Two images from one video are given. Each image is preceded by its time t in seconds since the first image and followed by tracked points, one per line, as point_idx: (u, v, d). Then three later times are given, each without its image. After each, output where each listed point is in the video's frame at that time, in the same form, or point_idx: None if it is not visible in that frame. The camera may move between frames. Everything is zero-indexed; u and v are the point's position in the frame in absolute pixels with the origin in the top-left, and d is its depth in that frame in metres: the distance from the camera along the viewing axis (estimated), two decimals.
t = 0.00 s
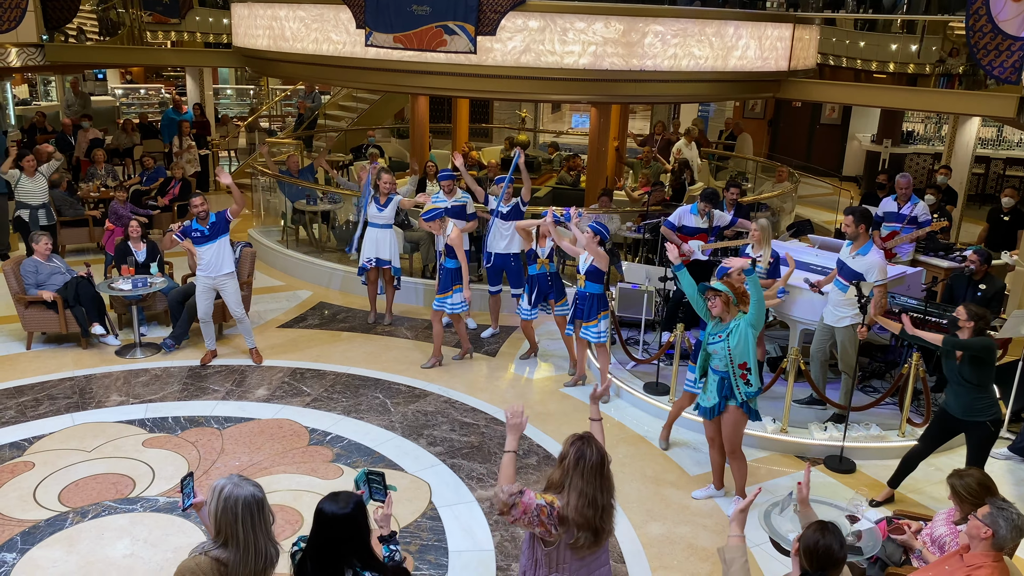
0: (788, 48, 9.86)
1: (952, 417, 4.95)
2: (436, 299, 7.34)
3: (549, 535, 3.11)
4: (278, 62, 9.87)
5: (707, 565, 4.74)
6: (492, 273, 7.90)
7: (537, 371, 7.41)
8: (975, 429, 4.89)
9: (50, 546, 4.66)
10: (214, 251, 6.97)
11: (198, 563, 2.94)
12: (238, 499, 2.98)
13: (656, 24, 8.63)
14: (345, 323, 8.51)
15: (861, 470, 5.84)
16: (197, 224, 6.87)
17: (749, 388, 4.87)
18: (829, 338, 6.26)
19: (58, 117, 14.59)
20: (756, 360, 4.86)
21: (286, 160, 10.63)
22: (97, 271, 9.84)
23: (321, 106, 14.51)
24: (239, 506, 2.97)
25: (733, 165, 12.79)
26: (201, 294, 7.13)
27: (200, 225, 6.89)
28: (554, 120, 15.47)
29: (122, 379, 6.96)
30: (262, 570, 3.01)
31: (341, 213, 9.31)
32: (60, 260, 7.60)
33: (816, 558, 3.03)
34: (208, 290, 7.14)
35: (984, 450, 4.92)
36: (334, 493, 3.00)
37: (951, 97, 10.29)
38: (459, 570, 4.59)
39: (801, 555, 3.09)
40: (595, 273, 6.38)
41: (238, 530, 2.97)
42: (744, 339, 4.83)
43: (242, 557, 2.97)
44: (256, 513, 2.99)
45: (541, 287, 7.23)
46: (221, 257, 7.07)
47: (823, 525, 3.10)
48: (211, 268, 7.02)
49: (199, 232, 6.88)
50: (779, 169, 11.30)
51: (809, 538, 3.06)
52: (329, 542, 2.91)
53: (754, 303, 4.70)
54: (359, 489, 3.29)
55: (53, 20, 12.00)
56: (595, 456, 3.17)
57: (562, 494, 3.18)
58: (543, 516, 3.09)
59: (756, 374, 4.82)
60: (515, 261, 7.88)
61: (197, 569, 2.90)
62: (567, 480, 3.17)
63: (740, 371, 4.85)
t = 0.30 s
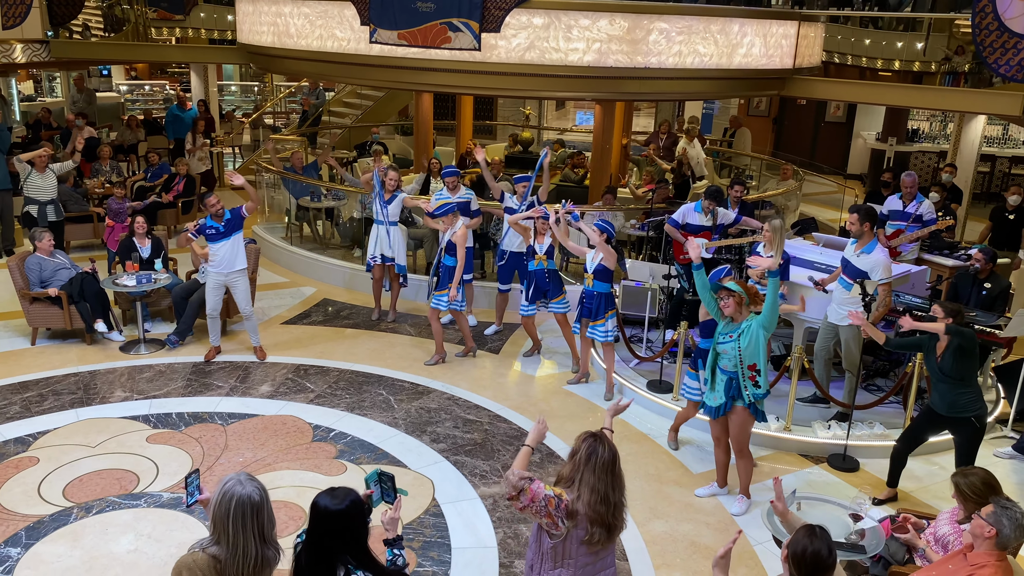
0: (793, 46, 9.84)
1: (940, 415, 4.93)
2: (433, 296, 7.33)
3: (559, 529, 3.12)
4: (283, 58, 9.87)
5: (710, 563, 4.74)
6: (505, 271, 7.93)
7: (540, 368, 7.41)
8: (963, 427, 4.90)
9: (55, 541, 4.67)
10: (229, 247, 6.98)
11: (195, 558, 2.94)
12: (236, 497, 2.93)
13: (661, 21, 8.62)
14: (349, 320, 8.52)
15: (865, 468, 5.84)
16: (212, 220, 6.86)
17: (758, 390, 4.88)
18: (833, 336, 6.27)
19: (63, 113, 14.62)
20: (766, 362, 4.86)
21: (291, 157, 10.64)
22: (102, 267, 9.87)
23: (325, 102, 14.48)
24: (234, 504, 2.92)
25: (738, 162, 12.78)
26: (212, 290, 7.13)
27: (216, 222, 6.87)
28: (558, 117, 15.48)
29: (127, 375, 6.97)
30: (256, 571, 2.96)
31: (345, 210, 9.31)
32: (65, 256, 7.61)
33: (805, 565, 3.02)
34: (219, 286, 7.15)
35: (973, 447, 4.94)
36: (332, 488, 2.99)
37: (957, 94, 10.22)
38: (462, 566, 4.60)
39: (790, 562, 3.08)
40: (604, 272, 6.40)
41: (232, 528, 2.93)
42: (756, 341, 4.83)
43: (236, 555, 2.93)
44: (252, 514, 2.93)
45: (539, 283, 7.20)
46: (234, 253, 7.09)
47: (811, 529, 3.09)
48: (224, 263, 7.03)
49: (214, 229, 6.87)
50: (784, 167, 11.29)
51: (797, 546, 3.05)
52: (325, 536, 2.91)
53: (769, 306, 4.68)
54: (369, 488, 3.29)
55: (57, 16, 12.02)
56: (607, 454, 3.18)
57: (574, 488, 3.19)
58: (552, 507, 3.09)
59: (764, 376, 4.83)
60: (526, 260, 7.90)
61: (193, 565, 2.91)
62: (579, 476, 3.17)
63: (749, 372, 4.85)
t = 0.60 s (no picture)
0: (800, 43, 9.80)
1: (960, 413, 4.88)
2: (436, 292, 7.28)
3: (568, 530, 3.13)
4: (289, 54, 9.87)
5: (714, 561, 4.74)
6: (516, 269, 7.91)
7: (545, 365, 7.41)
8: (978, 426, 4.88)
9: (61, 535, 4.69)
10: (251, 241, 7.00)
11: (200, 549, 2.95)
12: (243, 490, 2.94)
13: (667, 18, 8.60)
14: (354, 316, 8.53)
15: (870, 466, 5.83)
16: (238, 213, 6.87)
17: (769, 391, 4.89)
18: (838, 334, 6.25)
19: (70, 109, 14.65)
20: (778, 364, 4.87)
21: (296, 153, 10.64)
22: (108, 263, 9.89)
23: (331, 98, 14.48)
24: (240, 497, 2.93)
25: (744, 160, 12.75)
26: (228, 284, 7.14)
27: (241, 215, 6.89)
28: (564, 114, 15.46)
29: (132, 370, 7.00)
30: (259, 565, 2.96)
31: (351, 206, 9.32)
32: (72, 251, 7.62)
33: (806, 566, 3.03)
34: (235, 280, 7.15)
35: (987, 444, 4.94)
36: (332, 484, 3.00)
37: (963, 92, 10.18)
38: (466, 562, 4.61)
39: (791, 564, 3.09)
40: (616, 272, 6.39)
41: (236, 521, 2.93)
42: (769, 343, 4.83)
43: (239, 547, 2.93)
44: (257, 508, 2.93)
45: (540, 279, 7.20)
46: (254, 247, 7.10)
47: (809, 528, 3.09)
48: (244, 257, 7.04)
49: (238, 221, 6.88)
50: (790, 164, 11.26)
51: (795, 548, 3.06)
52: (322, 532, 2.92)
53: (783, 309, 4.68)
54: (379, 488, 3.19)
55: (64, 12, 12.10)
56: (611, 453, 3.16)
57: (580, 489, 3.18)
58: (560, 509, 3.09)
59: (776, 378, 4.84)
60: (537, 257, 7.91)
61: (197, 555, 2.92)
62: (585, 477, 3.16)
63: (761, 373, 4.87)
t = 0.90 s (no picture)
0: (808, 39, 9.75)
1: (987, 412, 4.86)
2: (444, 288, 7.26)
3: (584, 539, 3.09)
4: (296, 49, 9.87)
5: (719, 558, 4.73)
6: (523, 265, 7.90)
7: (551, 361, 7.41)
8: (998, 426, 4.86)
9: (69, 527, 4.72)
10: (264, 237, 7.03)
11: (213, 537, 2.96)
12: (255, 479, 2.94)
13: (675, 13, 8.57)
14: (360, 311, 8.54)
15: (876, 464, 5.81)
16: (258, 207, 6.94)
17: (773, 391, 4.86)
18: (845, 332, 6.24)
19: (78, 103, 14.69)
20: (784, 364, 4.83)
21: (304, 148, 10.65)
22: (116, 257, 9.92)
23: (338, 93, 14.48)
24: (252, 487, 2.93)
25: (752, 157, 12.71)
26: (237, 278, 7.16)
27: (259, 210, 6.95)
28: (571, 109, 15.43)
29: (140, 364, 7.02)
30: (268, 556, 2.94)
31: (358, 201, 9.33)
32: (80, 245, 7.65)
33: (825, 554, 3.01)
34: (245, 274, 7.17)
35: (1005, 444, 4.90)
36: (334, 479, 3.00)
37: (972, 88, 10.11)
38: (471, 558, 4.61)
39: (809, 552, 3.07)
40: (626, 269, 6.40)
41: (247, 509, 2.93)
42: (775, 342, 4.81)
43: (249, 536, 2.92)
44: (268, 498, 2.93)
45: (551, 274, 7.19)
46: (266, 245, 7.11)
47: (825, 516, 3.09)
48: (255, 253, 7.05)
49: (256, 215, 6.93)
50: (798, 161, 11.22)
51: (813, 536, 3.05)
52: (320, 527, 2.92)
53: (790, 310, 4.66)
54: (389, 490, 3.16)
55: (74, 6, 12.39)
56: (608, 451, 3.13)
57: (584, 494, 3.13)
58: (574, 524, 3.08)
59: (780, 378, 4.80)
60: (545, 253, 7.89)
61: (209, 543, 2.93)
62: (586, 482, 3.12)
63: (766, 372, 4.83)
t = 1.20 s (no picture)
0: (818, 34, 9.69)
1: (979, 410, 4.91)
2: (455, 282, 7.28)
3: (599, 547, 3.08)
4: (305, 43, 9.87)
5: (725, 554, 4.73)
6: (530, 260, 7.89)
7: (558, 356, 7.41)
8: (993, 425, 4.91)
9: (77, 518, 4.74)
10: (267, 234, 7.04)
11: (230, 522, 2.98)
12: (271, 466, 2.96)
13: (684, 8, 8.53)
14: (368, 305, 8.55)
15: (884, 462, 5.79)
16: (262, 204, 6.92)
17: (775, 387, 4.83)
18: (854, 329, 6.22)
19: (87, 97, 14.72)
20: (788, 362, 4.82)
21: (312, 143, 10.65)
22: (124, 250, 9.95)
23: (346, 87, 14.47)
24: (268, 473, 2.95)
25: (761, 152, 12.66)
26: (242, 274, 7.18)
27: (263, 206, 6.94)
28: (579, 104, 15.38)
29: (148, 357, 7.05)
30: (282, 543, 2.94)
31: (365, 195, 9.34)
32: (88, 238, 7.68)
33: (851, 544, 3.01)
34: (250, 271, 7.19)
35: (1003, 441, 4.94)
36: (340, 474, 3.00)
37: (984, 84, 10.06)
38: (477, 552, 4.62)
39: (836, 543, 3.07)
40: (633, 265, 6.36)
41: (263, 495, 2.94)
42: (780, 338, 4.82)
43: (265, 522, 2.93)
44: (284, 485, 2.94)
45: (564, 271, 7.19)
46: (270, 242, 7.13)
47: (848, 506, 3.10)
48: (258, 250, 7.07)
49: (259, 212, 6.93)
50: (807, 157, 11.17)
51: (838, 526, 3.05)
52: (322, 521, 2.91)
53: (791, 307, 4.69)
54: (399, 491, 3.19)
55: None
56: (608, 451, 3.12)
57: (589, 498, 3.12)
58: (589, 537, 3.06)
59: (782, 375, 4.79)
60: (551, 249, 7.86)
61: (225, 527, 2.95)
62: (589, 484, 3.11)
63: (769, 368, 4.84)
